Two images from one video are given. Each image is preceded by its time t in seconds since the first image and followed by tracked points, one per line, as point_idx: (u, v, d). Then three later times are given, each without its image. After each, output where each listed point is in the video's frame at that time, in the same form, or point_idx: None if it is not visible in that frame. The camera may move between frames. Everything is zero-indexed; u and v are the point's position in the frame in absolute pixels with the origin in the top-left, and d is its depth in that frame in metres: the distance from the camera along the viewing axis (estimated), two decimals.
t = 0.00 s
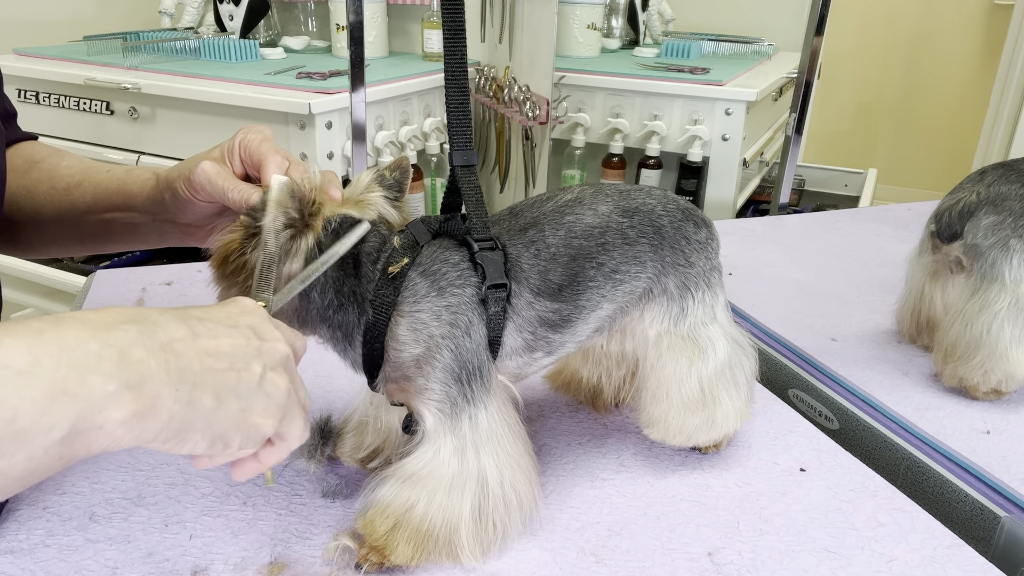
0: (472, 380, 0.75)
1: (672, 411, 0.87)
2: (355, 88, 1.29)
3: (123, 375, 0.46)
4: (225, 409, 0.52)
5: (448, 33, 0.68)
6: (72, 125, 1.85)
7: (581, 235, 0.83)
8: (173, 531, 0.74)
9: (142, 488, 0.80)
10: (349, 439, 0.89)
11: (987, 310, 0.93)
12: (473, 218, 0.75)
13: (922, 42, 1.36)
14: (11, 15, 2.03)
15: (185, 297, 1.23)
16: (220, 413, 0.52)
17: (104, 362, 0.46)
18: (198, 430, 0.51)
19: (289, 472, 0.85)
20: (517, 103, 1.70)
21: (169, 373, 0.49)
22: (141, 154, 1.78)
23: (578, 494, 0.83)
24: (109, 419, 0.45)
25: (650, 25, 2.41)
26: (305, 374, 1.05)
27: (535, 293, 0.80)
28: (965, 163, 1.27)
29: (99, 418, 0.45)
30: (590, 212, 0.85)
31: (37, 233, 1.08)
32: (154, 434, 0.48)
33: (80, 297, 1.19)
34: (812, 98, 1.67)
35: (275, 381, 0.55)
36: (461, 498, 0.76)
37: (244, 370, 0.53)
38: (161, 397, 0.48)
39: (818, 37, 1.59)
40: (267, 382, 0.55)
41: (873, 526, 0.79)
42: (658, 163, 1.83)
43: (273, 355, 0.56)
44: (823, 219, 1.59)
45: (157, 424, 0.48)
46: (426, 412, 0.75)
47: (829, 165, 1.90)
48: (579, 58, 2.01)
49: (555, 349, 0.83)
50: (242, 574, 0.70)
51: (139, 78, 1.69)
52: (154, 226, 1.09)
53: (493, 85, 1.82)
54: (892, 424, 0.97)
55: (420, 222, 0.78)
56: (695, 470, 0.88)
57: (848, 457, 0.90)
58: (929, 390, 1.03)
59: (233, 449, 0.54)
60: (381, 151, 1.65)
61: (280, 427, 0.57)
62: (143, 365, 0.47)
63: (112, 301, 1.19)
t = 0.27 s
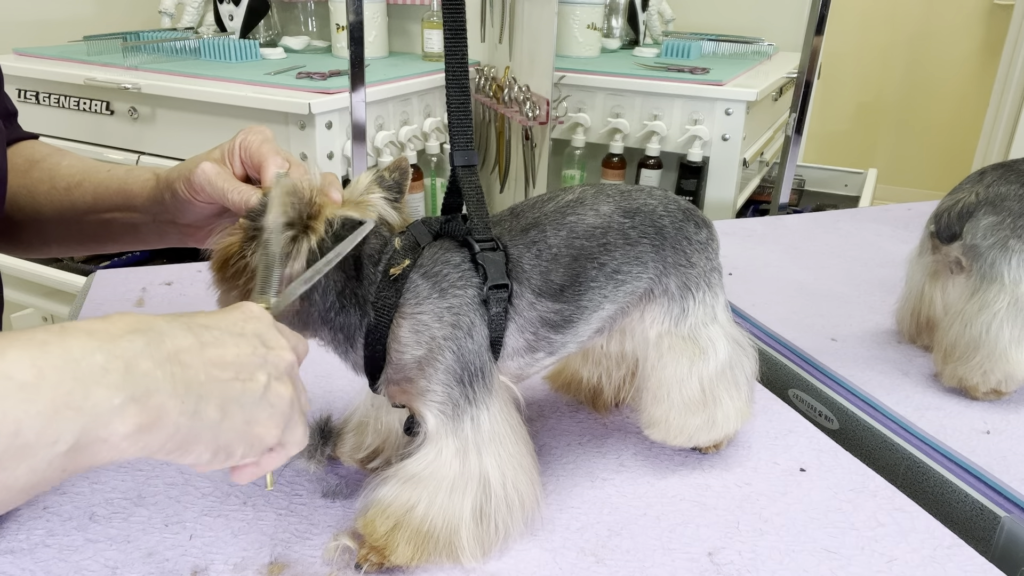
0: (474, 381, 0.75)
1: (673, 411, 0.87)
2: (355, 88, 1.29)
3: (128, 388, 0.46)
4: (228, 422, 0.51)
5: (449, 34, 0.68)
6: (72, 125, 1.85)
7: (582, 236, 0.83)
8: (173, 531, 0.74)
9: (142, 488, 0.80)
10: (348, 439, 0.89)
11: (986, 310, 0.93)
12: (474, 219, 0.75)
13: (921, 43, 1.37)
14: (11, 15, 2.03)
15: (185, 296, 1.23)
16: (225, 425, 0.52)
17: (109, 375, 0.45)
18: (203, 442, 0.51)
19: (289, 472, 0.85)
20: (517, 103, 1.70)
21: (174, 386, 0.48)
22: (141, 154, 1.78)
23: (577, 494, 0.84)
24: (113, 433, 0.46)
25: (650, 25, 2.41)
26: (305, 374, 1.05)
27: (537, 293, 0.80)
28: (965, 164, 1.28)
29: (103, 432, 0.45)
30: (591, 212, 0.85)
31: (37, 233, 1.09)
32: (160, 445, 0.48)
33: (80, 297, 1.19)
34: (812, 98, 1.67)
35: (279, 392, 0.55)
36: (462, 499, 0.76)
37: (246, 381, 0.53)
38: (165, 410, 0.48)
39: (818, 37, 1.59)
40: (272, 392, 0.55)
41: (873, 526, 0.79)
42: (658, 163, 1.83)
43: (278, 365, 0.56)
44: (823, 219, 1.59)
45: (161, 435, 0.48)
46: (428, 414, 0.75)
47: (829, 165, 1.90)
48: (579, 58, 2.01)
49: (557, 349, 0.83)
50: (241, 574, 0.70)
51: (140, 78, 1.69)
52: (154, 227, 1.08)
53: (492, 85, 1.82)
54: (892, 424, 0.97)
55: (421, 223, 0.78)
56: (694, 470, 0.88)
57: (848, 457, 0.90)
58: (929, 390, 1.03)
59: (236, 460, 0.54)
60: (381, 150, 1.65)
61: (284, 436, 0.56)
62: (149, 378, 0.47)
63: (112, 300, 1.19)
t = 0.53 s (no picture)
0: (477, 381, 0.76)
1: (674, 411, 0.87)
2: (355, 88, 1.29)
3: (128, 395, 0.46)
4: (231, 422, 0.52)
5: (449, 34, 0.68)
6: (72, 125, 1.85)
7: (583, 234, 0.83)
8: (173, 531, 0.74)
9: (142, 488, 0.80)
10: (349, 439, 0.89)
11: (985, 309, 0.94)
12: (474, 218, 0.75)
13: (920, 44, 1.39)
14: (11, 15, 2.03)
15: (185, 296, 1.23)
16: (228, 426, 0.52)
17: (109, 381, 0.46)
18: (206, 443, 0.51)
19: (290, 472, 0.85)
20: (517, 103, 1.70)
21: (174, 389, 0.48)
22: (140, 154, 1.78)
23: (578, 494, 0.84)
24: (114, 438, 0.46)
25: (650, 25, 2.41)
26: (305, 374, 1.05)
27: (538, 292, 0.80)
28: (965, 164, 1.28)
29: (104, 437, 0.45)
30: (592, 211, 0.85)
31: (39, 236, 1.08)
32: (163, 448, 0.49)
33: (80, 297, 1.19)
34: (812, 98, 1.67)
35: (284, 389, 0.55)
36: (466, 499, 0.76)
37: (250, 380, 0.53)
38: (167, 414, 0.48)
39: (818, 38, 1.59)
40: (275, 390, 0.54)
41: (873, 526, 0.79)
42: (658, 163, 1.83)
43: (281, 362, 0.56)
44: (823, 218, 1.59)
45: (164, 439, 0.48)
46: (432, 415, 0.75)
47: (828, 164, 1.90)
48: (579, 58, 2.01)
49: (559, 348, 0.83)
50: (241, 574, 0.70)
51: (140, 78, 1.70)
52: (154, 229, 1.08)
53: (492, 85, 1.82)
54: (892, 424, 0.97)
55: (421, 224, 0.79)
56: (695, 470, 0.88)
57: (849, 457, 0.90)
58: (929, 390, 1.03)
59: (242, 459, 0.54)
60: (381, 151, 1.65)
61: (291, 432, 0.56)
62: (148, 383, 0.47)
63: (112, 300, 1.19)
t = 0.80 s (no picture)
0: (467, 379, 0.75)
1: (666, 412, 0.88)
2: (355, 88, 1.29)
3: None
4: None
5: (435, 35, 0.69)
6: (72, 125, 1.85)
7: (572, 229, 0.83)
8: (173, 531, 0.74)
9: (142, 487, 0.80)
10: (348, 440, 0.89)
11: (995, 310, 0.94)
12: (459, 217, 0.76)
13: (922, 45, 1.33)
14: (10, 15, 2.03)
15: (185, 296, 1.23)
16: None
17: None
18: None
19: (290, 472, 0.85)
20: (517, 103, 1.71)
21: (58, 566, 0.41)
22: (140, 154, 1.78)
23: (577, 493, 0.83)
24: None
25: (650, 25, 2.41)
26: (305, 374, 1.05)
27: (526, 288, 0.80)
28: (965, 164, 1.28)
29: None
30: (582, 207, 0.85)
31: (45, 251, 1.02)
32: None
33: (80, 296, 1.19)
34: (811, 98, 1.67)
35: None
36: (460, 498, 0.77)
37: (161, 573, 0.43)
38: None
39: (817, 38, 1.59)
40: None
41: (873, 526, 0.79)
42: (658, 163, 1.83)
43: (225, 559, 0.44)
44: (823, 218, 1.59)
45: None
46: (423, 413, 0.75)
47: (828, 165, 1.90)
48: (579, 58, 2.01)
49: (548, 343, 0.83)
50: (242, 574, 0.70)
51: (140, 78, 1.70)
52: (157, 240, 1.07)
53: (492, 85, 1.82)
54: (892, 424, 0.97)
55: (407, 225, 0.79)
56: (694, 470, 0.88)
57: (849, 457, 0.90)
58: (930, 389, 1.03)
59: None
60: (381, 151, 1.66)
61: None
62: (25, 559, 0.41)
63: (112, 300, 1.19)
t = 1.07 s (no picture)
0: (465, 376, 0.75)
1: (665, 409, 0.87)
2: (355, 88, 1.29)
3: None
4: None
5: (434, 34, 0.69)
6: (72, 125, 1.85)
7: (571, 228, 0.83)
8: (174, 531, 0.74)
9: (142, 488, 0.80)
10: (349, 439, 0.89)
11: (991, 310, 0.93)
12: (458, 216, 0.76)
13: (921, 45, 1.34)
14: (10, 15, 2.03)
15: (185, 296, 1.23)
16: None
17: None
18: None
19: (290, 472, 0.85)
20: (517, 103, 1.71)
21: None
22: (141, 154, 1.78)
23: (577, 493, 0.83)
24: None
25: (650, 25, 2.41)
26: (305, 374, 1.05)
27: (523, 286, 0.80)
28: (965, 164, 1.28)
29: None
30: (582, 205, 0.85)
31: (33, 275, 0.99)
32: None
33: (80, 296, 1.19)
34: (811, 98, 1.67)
35: None
36: (459, 493, 0.76)
37: None
38: None
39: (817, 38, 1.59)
40: None
41: (873, 526, 0.79)
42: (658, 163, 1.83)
43: None
44: (823, 218, 1.59)
45: None
46: (422, 408, 0.75)
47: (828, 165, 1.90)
48: (579, 58, 2.01)
49: (546, 341, 0.83)
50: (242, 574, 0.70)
51: (140, 78, 1.70)
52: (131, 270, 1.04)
53: (492, 85, 1.82)
54: (892, 424, 0.97)
55: (406, 223, 0.79)
56: (694, 470, 0.88)
57: (849, 457, 0.90)
58: (930, 390, 1.03)
59: None
60: (381, 151, 1.66)
61: None
62: None
63: (112, 300, 1.19)
